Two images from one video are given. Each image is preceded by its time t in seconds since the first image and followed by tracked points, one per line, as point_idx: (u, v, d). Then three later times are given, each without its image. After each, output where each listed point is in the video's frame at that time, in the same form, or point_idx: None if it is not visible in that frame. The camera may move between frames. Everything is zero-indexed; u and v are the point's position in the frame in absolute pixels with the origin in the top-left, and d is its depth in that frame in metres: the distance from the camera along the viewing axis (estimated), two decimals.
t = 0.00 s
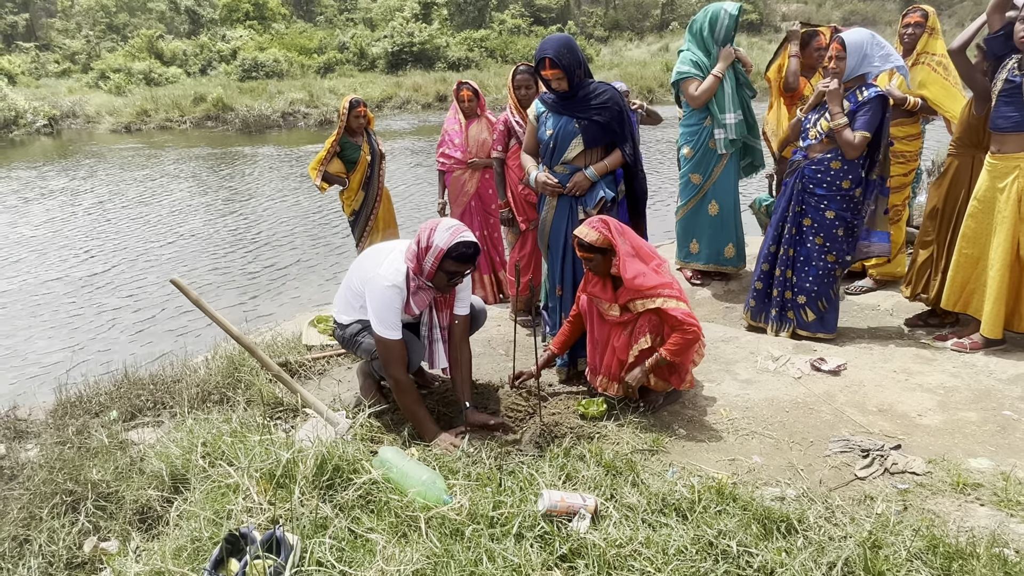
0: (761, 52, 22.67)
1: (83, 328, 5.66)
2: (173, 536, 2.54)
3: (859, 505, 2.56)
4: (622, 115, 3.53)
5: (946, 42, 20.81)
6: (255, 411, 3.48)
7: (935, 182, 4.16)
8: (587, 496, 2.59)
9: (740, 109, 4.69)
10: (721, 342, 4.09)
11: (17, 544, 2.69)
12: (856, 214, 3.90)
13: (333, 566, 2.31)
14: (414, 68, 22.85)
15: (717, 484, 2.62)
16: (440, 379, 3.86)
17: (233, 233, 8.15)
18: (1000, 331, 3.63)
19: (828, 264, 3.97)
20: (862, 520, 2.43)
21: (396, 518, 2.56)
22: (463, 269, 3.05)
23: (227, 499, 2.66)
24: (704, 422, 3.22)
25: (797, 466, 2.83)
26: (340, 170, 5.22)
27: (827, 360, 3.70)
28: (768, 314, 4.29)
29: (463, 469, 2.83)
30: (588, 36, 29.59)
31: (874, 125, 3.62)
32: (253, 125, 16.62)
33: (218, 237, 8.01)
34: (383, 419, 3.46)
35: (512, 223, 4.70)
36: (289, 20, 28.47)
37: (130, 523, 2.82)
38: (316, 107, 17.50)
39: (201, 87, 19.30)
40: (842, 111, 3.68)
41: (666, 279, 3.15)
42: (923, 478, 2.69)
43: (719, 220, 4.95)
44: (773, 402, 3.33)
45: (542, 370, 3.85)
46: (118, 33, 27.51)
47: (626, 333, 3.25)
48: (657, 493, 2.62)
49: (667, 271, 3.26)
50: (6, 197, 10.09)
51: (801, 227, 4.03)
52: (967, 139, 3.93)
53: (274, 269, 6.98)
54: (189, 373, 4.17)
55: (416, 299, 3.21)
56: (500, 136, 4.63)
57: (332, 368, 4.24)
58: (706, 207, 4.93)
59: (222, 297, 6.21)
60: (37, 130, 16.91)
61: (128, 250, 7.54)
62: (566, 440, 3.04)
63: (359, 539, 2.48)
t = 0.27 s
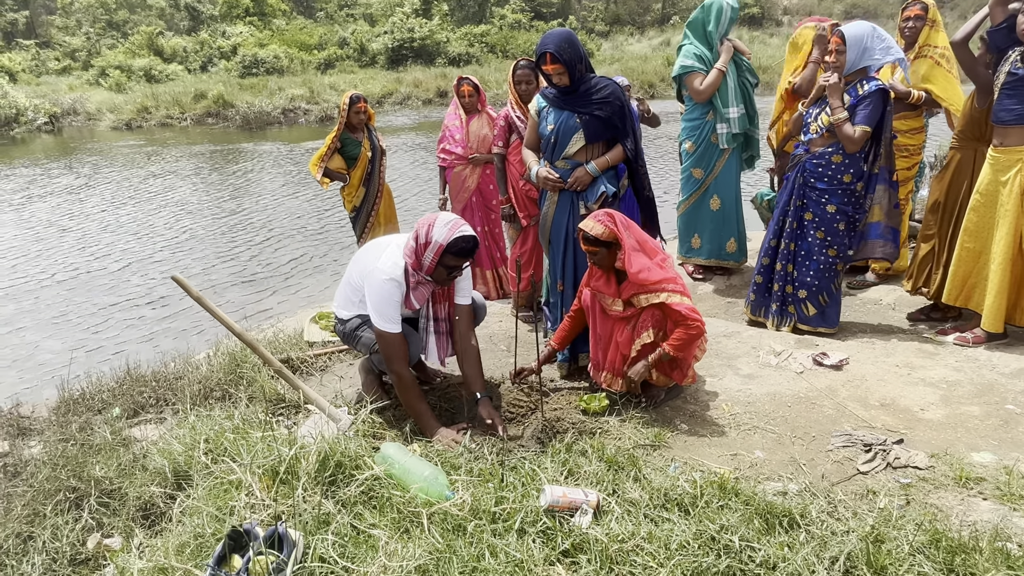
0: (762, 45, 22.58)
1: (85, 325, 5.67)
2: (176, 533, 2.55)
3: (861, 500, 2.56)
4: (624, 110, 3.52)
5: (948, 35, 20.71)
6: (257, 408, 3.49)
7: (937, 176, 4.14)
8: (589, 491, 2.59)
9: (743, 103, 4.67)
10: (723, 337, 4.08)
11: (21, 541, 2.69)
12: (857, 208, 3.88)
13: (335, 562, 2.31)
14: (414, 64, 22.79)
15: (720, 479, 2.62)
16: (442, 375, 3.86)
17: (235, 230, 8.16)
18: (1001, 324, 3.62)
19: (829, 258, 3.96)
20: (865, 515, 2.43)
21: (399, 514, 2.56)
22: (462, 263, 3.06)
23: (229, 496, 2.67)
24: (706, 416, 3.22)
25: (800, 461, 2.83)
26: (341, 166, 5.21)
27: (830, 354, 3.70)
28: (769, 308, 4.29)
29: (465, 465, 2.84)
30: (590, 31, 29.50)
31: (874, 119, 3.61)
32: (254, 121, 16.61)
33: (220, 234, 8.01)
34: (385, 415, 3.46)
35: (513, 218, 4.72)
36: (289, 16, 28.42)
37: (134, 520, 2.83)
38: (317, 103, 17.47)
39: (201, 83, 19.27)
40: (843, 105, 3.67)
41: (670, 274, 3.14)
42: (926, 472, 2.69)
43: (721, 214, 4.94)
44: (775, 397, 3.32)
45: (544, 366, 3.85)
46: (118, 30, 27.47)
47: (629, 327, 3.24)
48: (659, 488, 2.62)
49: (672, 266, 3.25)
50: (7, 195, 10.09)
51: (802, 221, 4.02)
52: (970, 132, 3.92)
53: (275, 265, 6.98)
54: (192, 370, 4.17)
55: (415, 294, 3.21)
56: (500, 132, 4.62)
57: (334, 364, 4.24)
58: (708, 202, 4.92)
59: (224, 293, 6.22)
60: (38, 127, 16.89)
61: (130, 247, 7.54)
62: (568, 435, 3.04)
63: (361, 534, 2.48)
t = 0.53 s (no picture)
0: (763, 40, 22.52)
1: (87, 323, 5.67)
2: (180, 529, 2.55)
3: (865, 494, 2.55)
4: (625, 104, 3.50)
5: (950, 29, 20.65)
6: (260, 404, 3.49)
7: (941, 169, 4.12)
8: (593, 486, 2.59)
9: (747, 96, 4.68)
10: (726, 331, 4.08)
11: (25, 538, 2.70)
12: (861, 202, 3.88)
13: (339, 558, 2.31)
14: (414, 60, 22.75)
15: (723, 474, 2.61)
16: (444, 371, 3.86)
17: (236, 227, 8.15)
18: (1002, 318, 3.61)
19: (835, 252, 3.95)
20: (869, 508, 2.42)
21: (402, 509, 2.56)
22: (461, 259, 3.06)
23: (233, 492, 2.67)
24: (709, 411, 3.21)
25: (803, 455, 2.82)
26: (341, 162, 5.20)
27: (832, 348, 3.69)
28: (773, 303, 4.28)
29: (468, 460, 2.83)
30: (590, 26, 29.43)
31: (877, 112, 3.59)
32: (254, 118, 16.58)
33: (221, 231, 8.00)
34: (388, 411, 3.46)
35: (515, 214, 4.71)
36: (289, 13, 28.37)
37: (137, 517, 2.83)
38: (317, 100, 17.44)
39: (201, 80, 19.24)
40: (845, 98, 3.65)
41: (673, 268, 3.13)
42: (930, 466, 2.68)
43: (725, 208, 4.93)
44: (778, 391, 3.32)
45: (546, 361, 3.84)
46: (117, 28, 27.44)
47: (633, 322, 3.24)
48: (663, 483, 2.62)
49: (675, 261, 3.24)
50: (8, 193, 10.09)
51: (806, 216, 4.01)
52: (971, 125, 3.89)
53: (277, 262, 6.97)
54: (194, 366, 4.17)
55: (415, 289, 3.21)
56: (501, 127, 4.58)
57: (336, 360, 4.24)
58: (713, 196, 4.91)
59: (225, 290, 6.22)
60: (38, 125, 16.88)
61: (131, 245, 7.54)
62: (571, 430, 3.03)
63: (365, 530, 2.48)
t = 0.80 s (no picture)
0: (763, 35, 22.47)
1: (87, 322, 5.66)
2: (182, 527, 2.55)
3: (868, 489, 2.55)
4: (626, 99, 3.50)
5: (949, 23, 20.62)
6: (261, 402, 3.49)
7: (943, 163, 4.11)
8: (594, 482, 2.59)
9: (748, 92, 4.67)
10: (727, 327, 4.07)
11: (27, 537, 2.70)
12: (863, 196, 3.87)
13: (341, 555, 2.31)
14: (414, 57, 22.71)
15: (726, 469, 2.60)
16: (445, 368, 3.85)
17: (236, 225, 8.15)
18: (997, 312, 3.60)
19: (837, 247, 3.94)
20: (872, 503, 2.42)
21: (404, 506, 2.56)
22: (456, 252, 3.06)
23: (234, 490, 2.67)
24: (711, 407, 3.21)
25: (805, 450, 2.82)
26: (341, 160, 5.20)
27: (834, 343, 3.68)
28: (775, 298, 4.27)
29: (470, 457, 2.83)
30: (589, 23, 29.39)
31: (878, 106, 3.59)
32: (253, 117, 16.56)
33: (220, 229, 8.00)
34: (389, 408, 3.45)
35: (515, 212, 4.68)
36: (288, 11, 28.34)
37: (140, 515, 2.83)
38: (317, 98, 17.41)
39: (200, 79, 19.22)
40: (846, 92, 3.64)
41: (674, 264, 3.12)
42: (932, 461, 2.67)
43: (727, 204, 4.92)
44: (780, 386, 3.31)
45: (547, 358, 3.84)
46: (116, 26, 27.41)
47: (634, 318, 3.23)
48: (665, 479, 2.61)
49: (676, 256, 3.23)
50: (8, 193, 10.08)
51: (808, 211, 4.00)
52: (973, 119, 3.88)
53: (277, 260, 6.97)
54: (195, 365, 4.17)
55: (413, 286, 3.22)
56: (501, 123, 4.59)
57: (337, 358, 4.23)
58: (714, 191, 4.90)
59: (224, 288, 6.21)
60: (38, 125, 16.87)
61: (131, 244, 7.54)
62: (573, 426, 3.03)
63: (367, 527, 2.48)
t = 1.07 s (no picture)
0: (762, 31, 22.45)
1: (87, 323, 5.66)
2: (183, 526, 2.55)
3: (868, 485, 2.55)
4: (624, 97, 3.49)
5: (948, 18, 20.62)
6: (261, 401, 3.49)
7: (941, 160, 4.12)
8: (594, 480, 2.59)
9: (747, 89, 4.66)
10: (727, 324, 4.07)
11: (29, 538, 2.70)
12: (862, 193, 3.87)
13: (341, 554, 2.31)
14: (412, 56, 22.68)
15: (726, 466, 2.61)
16: (445, 367, 3.85)
17: (236, 224, 8.15)
18: (991, 307, 3.59)
19: (836, 244, 3.93)
20: (872, 500, 2.42)
21: (404, 505, 2.56)
22: (450, 252, 3.06)
23: (235, 490, 2.67)
24: (711, 404, 3.21)
25: (805, 447, 2.82)
26: (340, 159, 5.20)
27: (834, 340, 3.68)
28: (775, 295, 4.27)
29: (470, 456, 2.83)
30: (588, 20, 29.37)
31: (878, 102, 3.58)
32: (252, 116, 16.55)
33: (220, 229, 8.00)
34: (389, 407, 3.45)
35: (514, 210, 4.67)
36: (286, 10, 28.33)
37: (141, 515, 2.83)
38: (316, 97, 17.40)
39: (199, 79, 19.20)
40: (845, 88, 3.63)
41: (672, 262, 3.12)
42: (932, 457, 2.68)
43: (726, 201, 4.91)
44: (780, 383, 3.31)
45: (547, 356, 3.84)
46: (115, 26, 27.40)
47: (633, 315, 3.23)
48: (665, 476, 2.61)
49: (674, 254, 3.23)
50: (8, 194, 10.08)
51: (807, 207, 4.00)
52: (972, 115, 3.88)
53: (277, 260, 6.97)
54: (195, 364, 4.17)
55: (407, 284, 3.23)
56: (500, 122, 4.58)
57: (336, 357, 4.23)
58: (713, 189, 4.89)
59: (222, 289, 6.19)
60: (37, 125, 16.87)
61: (131, 244, 7.53)
62: (573, 424, 3.03)
63: (367, 526, 2.48)
